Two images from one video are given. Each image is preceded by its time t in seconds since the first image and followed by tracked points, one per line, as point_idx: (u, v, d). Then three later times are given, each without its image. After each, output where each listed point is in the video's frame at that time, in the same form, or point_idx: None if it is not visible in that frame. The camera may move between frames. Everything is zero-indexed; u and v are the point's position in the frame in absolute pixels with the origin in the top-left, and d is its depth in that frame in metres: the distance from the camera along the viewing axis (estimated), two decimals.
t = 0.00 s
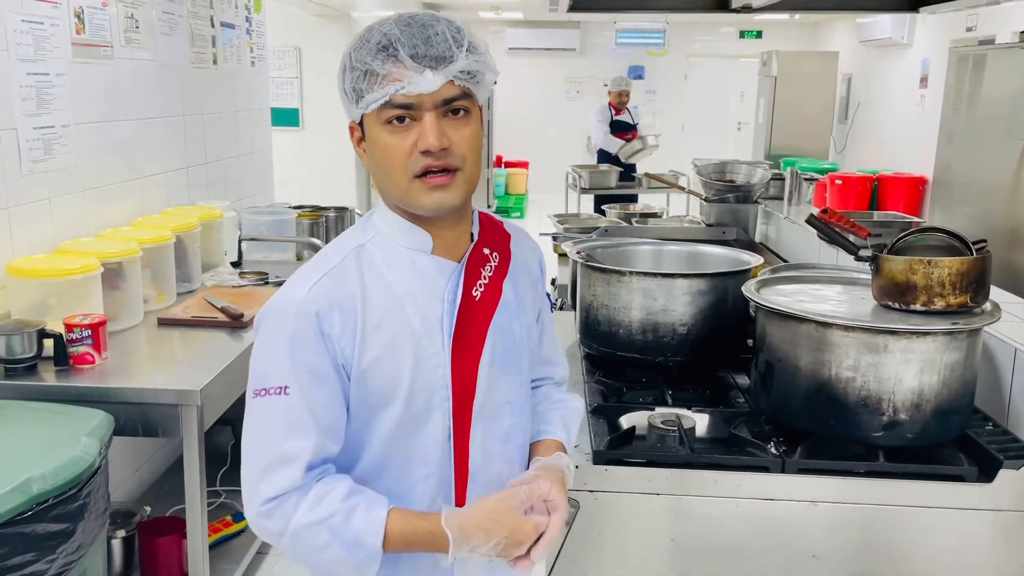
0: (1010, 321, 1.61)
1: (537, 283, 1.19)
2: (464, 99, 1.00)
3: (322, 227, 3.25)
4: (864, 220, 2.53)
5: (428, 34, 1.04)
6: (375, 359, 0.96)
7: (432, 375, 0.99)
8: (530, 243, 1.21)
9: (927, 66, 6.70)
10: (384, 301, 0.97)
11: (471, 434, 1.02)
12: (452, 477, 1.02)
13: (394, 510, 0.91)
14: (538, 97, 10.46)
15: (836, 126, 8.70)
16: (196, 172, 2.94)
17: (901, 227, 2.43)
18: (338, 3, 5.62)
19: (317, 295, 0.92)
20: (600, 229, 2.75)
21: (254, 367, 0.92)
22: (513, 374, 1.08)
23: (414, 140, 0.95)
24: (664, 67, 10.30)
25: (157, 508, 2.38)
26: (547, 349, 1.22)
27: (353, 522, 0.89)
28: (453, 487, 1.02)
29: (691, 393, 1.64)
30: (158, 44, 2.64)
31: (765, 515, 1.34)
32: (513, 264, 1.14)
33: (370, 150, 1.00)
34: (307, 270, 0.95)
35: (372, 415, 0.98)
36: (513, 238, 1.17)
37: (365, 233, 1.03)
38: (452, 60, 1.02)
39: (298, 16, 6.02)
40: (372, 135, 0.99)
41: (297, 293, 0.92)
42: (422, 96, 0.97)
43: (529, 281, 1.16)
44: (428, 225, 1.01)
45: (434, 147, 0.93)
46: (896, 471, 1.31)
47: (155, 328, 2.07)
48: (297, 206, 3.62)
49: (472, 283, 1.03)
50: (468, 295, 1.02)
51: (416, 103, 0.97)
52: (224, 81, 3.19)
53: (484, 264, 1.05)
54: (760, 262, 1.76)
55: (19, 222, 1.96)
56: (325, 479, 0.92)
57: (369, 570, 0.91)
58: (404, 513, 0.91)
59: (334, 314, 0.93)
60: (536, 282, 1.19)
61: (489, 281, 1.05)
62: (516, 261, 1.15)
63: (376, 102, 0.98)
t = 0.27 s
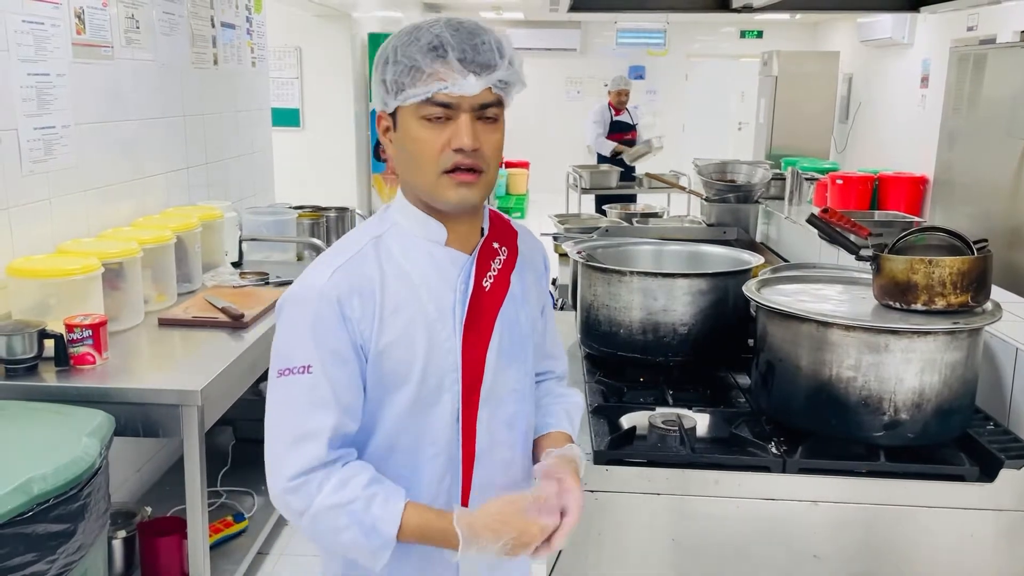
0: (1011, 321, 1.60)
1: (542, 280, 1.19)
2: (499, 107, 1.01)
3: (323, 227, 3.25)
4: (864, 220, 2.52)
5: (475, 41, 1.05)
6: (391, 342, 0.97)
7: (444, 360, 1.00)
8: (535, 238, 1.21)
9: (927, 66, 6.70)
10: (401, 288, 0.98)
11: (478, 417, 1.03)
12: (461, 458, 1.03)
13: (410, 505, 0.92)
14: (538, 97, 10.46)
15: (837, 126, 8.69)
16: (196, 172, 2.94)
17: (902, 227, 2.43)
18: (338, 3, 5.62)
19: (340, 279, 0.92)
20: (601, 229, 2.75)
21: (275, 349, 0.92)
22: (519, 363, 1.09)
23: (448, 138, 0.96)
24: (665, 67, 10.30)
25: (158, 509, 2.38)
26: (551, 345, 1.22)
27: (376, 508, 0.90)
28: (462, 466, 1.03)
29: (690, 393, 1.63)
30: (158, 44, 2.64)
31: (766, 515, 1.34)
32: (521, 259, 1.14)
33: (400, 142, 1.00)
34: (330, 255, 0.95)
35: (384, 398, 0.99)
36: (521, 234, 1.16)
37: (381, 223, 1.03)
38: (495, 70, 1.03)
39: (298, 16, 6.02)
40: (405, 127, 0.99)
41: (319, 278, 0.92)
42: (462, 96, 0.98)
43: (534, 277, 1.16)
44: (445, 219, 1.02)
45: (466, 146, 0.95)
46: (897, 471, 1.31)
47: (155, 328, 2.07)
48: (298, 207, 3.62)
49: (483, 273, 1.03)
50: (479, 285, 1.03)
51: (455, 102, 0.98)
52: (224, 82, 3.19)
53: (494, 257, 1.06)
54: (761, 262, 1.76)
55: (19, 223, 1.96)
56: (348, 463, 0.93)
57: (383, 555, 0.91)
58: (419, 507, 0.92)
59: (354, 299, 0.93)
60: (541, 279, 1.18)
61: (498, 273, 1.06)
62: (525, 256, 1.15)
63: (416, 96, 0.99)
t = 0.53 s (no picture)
0: (1010, 321, 1.60)
1: (547, 283, 1.20)
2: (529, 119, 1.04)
3: (323, 228, 3.25)
4: (864, 220, 2.52)
5: (518, 55, 1.08)
6: (397, 330, 0.99)
7: (446, 350, 1.01)
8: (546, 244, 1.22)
9: (927, 66, 6.69)
10: (408, 279, 1.00)
11: (475, 408, 1.04)
12: (457, 447, 1.04)
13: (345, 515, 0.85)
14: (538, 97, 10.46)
15: (837, 126, 8.69)
16: (195, 173, 2.94)
17: (901, 227, 2.43)
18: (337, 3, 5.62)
19: (350, 265, 0.96)
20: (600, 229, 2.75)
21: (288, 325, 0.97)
22: (521, 360, 1.10)
23: (477, 140, 0.99)
24: (665, 66, 10.30)
25: (157, 509, 2.38)
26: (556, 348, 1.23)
27: (309, 505, 0.85)
28: (456, 455, 1.04)
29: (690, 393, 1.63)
30: (158, 45, 2.64)
31: (765, 516, 1.33)
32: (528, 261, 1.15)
33: (431, 137, 1.02)
34: (344, 242, 0.99)
35: (386, 385, 1.00)
36: (531, 240, 1.17)
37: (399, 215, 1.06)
38: (531, 86, 1.07)
39: (298, 17, 6.02)
40: (438, 122, 1.02)
41: (334, 261, 0.96)
42: (499, 103, 1.00)
43: (540, 277, 1.17)
44: (460, 216, 1.04)
45: (493, 151, 0.97)
46: (896, 471, 1.31)
47: (155, 329, 2.07)
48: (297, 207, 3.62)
49: (490, 271, 1.05)
50: (485, 282, 1.04)
51: (490, 107, 1.00)
52: (223, 82, 3.19)
53: (502, 257, 1.07)
54: (760, 262, 1.75)
55: (18, 224, 1.96)
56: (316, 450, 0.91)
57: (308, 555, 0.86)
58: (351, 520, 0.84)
59: (364, 285, 0.97)
60: (547, 281, 1.20)
61: (504, 273, 1.07)
62: (531, 258, 1.16)
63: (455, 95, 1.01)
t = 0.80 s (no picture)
0: (1009, 320, 1.60)
1: (547, 282, 1.20)
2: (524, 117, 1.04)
3: (322, 228, 3.24)
4: (863, 219, 2.52)
5: (510, 53, 1.09)
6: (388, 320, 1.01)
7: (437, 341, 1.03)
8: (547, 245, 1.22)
9: (926, 65, 6.69)
10: (402, 272, 1.03)
11: (469, 403, 1.04)
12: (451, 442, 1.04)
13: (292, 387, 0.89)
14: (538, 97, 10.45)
15: (836, 125, 8.69)
16: (194, 173, 2.94)
17: (901, 226, 2.43)
18: (336, 3, 5.61)
19: (343, 252, 0.99)
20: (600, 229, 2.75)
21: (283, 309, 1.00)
22: (517, 355, 1.10)
23: (472, 137, 0.99)
24: (664, 66, 10.30)
25: (156, 510, 2.38)
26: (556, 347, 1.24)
27: (275, 389, 0.89)
28: (450, 449, 1.04)
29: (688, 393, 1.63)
30: (156, 45, 2.64)
31: (763, 515, 1.33)
32: (527, 259, 1.15)
33: (428, 136, 1.03)
34: (342, 233, 1.03)
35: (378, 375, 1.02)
36: (530, 239, 1.18)
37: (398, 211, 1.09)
38: (525, 84, 1.08)
39: (297, 17, 6.02)
40: (434, 121, 1.02)
41: (329, 249, 0.99)
42: (493, 102, 1.00)
43: (538, 275, 1.17)
44: (456, 211, 1.05)
45: (489, 148, 0.98)
46: (894, 470, 1.31)
47: (153, 329, 2.06)
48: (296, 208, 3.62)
49: (485, 267, 1.05)
50: (479, 278, 1.05)
51: (485, 106, 1.00)
52: (222, 82, 3.19)
53: (497, 254, 1.07)
54: (759, 262, 1.75)
55: (16, 224, 1.96)
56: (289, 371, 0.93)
57: (273, 432, 0.88)
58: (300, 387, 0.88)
59: (355, 272, 1.00)
60: (547, 281, 1.20)
61: (501, 270, 1.07)
62: (530, 257, 1.17)
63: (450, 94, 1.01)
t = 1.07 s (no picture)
0: (1008, 318, 1.60)
1: (545, 284, 1.19)
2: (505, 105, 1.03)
3: (321, 227, 3.24)
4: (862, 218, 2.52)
5: (481, 41, 1.08)
6: (387, 331, 0.98)
7: (438, 352, 1.01)
8: (544, 247, 1.21)
9: (926, 64, 6.69)
10: (400, 278, 1.00)
11: (470, 412, 1.04)
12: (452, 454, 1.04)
13: (350, 448, 0.85)
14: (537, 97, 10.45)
15: (836, 124, 8.69)
16: (193, 173, 2.94)
17: (900, 224, 2.43)
18: (336, 3, 5.62)
19: (340, 263, 0.95)
20: (599, 228, 2.75)
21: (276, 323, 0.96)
22: (516, 362, 1.10)
23: (455, 133, 0.98)
24: (664, 65, 10.30)
25: (156, 510, 2.38)
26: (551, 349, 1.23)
27: (318, 444, 0.85)
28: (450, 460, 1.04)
29: (687, 392, 1.63)
30: (155, 45, 2.64)
31: (762, 514, 1.33)
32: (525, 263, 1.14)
33: (412, 139, 1.02)
34: (336, 240, 0.99)
35: (378, 386, 1.00)
36: (529, 241, 1.16)
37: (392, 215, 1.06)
38: (502, 68, 1.06)
39: (296, 17, 6.02)
40: (416, 124, 1.02)
41: (324, 259, 0.95)
42: (469, 95, 1.00)
43: (536, 278, 1.16)
44: (453, 214, 1.04)
45: (473, 140, 0.96)
46: (894, 469, 1.31)
47: (152, 329, 2.06)
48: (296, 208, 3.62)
49: (484, 272, 1.04)
50: (479, 285, 1.03)
51: (462, 100, 1.00)
52: (221, 82, 3.19)
53: (497, 258, 1.06)
54: (758, 261, 1.75)
55: (15, 225, 1.96)
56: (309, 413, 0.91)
57: (325, 495, 0.84)
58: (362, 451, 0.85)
59: (354, 285, 0.96)
60: (544, 283, 1.19)
61: (500, 274, 1.06)
62: (528, 260, 1.15)
63: (426, 92, 1.01)
